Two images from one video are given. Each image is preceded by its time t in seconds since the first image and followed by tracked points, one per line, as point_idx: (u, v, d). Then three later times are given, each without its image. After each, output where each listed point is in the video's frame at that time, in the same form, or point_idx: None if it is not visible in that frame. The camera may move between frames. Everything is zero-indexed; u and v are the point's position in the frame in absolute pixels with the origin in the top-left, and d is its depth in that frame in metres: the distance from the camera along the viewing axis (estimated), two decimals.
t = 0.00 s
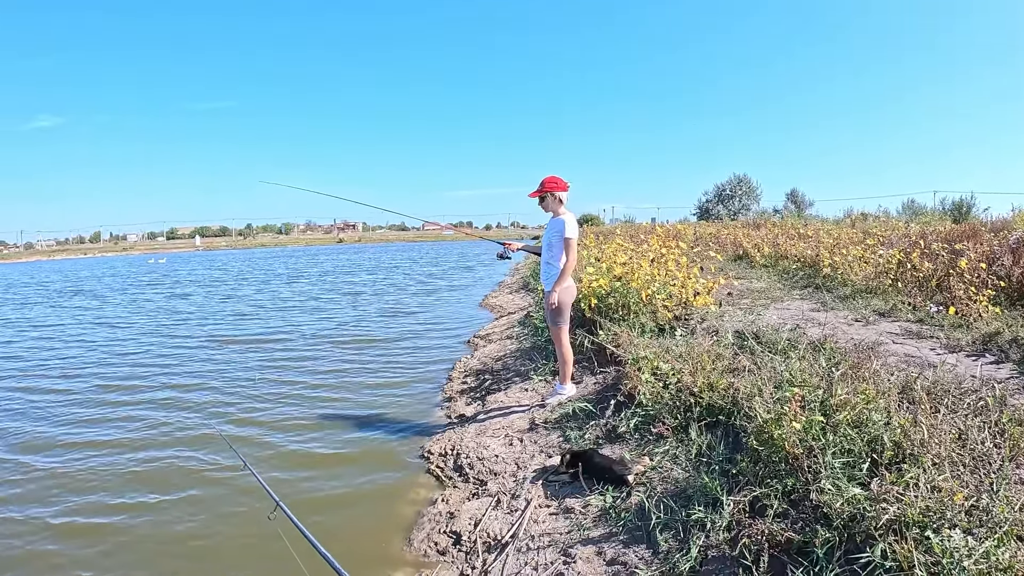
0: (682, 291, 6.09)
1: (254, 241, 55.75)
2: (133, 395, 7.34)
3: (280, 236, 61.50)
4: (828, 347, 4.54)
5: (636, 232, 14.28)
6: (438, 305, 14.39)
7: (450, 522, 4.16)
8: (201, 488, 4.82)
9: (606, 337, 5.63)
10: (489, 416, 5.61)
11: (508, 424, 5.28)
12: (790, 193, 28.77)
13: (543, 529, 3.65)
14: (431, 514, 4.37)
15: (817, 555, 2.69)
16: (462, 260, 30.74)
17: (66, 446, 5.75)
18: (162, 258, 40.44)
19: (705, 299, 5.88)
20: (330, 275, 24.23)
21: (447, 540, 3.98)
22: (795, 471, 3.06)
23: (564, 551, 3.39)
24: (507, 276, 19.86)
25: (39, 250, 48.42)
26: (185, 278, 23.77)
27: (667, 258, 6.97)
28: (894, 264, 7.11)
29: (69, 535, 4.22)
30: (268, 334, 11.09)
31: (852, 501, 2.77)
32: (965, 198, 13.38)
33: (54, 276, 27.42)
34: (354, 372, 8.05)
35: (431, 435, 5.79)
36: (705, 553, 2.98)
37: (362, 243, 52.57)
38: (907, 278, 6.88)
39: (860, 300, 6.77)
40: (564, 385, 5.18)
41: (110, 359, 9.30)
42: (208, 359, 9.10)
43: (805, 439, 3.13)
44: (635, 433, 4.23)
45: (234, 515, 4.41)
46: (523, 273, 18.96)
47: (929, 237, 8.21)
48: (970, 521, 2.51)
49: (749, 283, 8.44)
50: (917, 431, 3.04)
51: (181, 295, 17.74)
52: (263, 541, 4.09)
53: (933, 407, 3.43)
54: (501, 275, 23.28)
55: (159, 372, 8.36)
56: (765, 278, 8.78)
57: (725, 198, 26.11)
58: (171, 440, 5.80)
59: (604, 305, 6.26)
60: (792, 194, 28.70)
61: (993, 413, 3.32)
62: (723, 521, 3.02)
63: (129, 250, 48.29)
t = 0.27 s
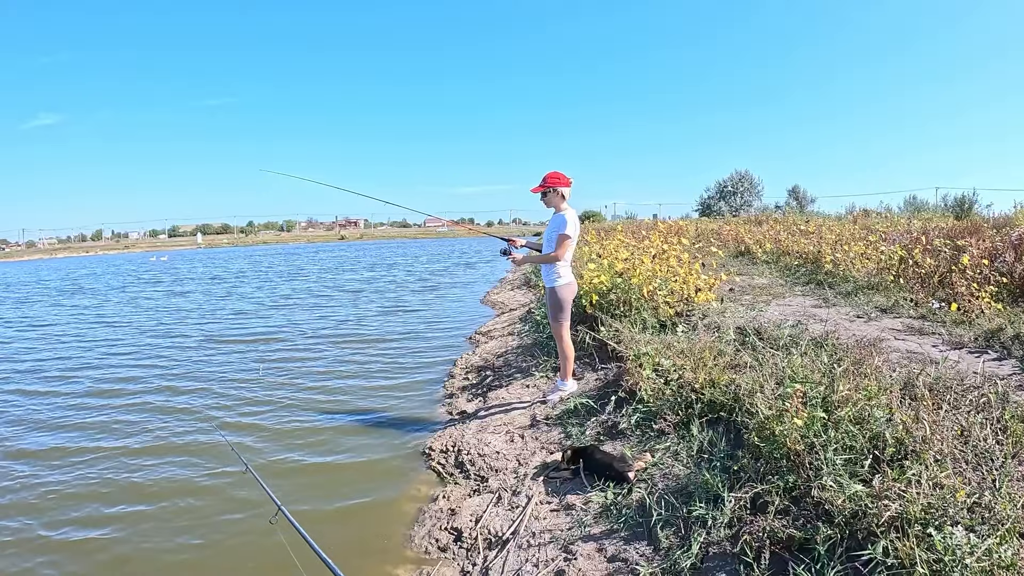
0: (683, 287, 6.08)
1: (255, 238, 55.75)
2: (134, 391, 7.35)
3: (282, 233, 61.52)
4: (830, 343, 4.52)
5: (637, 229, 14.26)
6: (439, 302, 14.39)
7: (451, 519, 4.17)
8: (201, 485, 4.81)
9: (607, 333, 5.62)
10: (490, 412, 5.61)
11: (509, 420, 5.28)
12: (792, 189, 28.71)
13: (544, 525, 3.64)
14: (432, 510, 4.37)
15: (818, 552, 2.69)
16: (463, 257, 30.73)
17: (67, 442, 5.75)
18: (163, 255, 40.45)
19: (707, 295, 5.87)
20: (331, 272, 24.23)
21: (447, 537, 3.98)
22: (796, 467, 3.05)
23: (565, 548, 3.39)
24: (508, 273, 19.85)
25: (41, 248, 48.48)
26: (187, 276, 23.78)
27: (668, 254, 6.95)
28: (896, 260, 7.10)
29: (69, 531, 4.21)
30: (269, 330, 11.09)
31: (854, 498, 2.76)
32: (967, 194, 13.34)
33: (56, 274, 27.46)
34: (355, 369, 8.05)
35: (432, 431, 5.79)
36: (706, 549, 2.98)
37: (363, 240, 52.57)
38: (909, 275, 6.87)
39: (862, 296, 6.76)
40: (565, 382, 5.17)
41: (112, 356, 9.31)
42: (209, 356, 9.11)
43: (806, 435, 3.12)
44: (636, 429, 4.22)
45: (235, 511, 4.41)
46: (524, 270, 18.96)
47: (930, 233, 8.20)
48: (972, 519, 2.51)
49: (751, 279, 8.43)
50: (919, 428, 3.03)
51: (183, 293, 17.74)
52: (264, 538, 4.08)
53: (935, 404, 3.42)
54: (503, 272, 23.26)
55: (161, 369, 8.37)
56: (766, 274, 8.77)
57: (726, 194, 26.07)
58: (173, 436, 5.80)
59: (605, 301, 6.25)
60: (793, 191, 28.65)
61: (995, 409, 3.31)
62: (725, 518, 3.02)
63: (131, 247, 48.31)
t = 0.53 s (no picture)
0: (685, 283, 6.06)
1: (257, 236, 55.78)
2: (136, 390, 7.36)
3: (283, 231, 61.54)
4: (833, 339, 4.51)
5: (639, 225, 14.22)
6: (441, 299, 14.38)
7: (452, 516, 4.16)
8: (204, 484, 4.82)
9: (609, 329, 5.61)
10: (491, 409, 5.61)
11: (511, 417, 5.27)
12: (794, 185, 28.64)
13: (546, 522, 3.64)
14: (433, 507, 4.37)
15: (821, 549, 2.68)
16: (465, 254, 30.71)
17: (70, 442, 5.77)
18: (165, 253, 40.48)
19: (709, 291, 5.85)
20: (333, 269, 24.25)
21: (449, 534, 3.98)
22: (799, 464, 3.04)
23: (567, 545, 3.38)
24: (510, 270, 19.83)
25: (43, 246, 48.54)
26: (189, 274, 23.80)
27: (670, 250, 6.93)
28: (899, 256, 7.07)
29: (73, 531, 4.23)
30: (271, 328, 11.10)
31: (858, 495, 2.75)
32: (970, 190, 13.28)
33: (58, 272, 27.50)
34: (357, 366, 8.05)
35: (433, 428, 5.79)
36: (708, 546, 2.97)
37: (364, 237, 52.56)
38: (912, 271, 6.84)
39: (864, 292, 6.74)
40: (567, 378, 5.16)
41: (114, 355, 9.33)
42: (211, 354, 9.12)
43: (809, 432, 3.11)
44: (639, 426, 4.21)
45: (237, 510, 4.42)
46: (526, 267, 18.93)
47: (934, 229, 8.17)
48: (977, 515, 2.49)
49: (753, 275, 8.41)
50: (923, 424, 3.01)
51: (185, 291, 17.76)
52: (266, 539, 4.08)
53: (939, 400, 3.41)
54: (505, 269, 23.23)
55: (163, 368, 8.38)
56: (768, 270, 8.74)
57: (728, 190, 26.01)
58: (175, 435, 5.81)
59: (607, 298, 6.24)
60: (795, 187, 28.59)
61: (999, 405, 3.29)
62: (727, 514, 3.01)
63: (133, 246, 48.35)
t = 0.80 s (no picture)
0: (687, 280, 6.05)
1: (260, 235, 55.82)
2: (139, 387, 7.37)
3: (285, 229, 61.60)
4: (836, 336, 4.50)
5: (640, 223, 14.20)
6: (443, 297, 14.37)
7: (455, 513, 4.16)
8: (206, 480, 4.83)
9: (611, 326, 5.60)
10: (494, 407, 5.60)
11: (513, 414, 5.26)
12: (796, 183, 28.60)
13: (548, 519, 3.64)
14: (436, 505, 4.37)
15: (825, 547, 2.67)
16: (467, 252, 30.71)
17: (72, 438, 5.78)
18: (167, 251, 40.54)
19: (712, 288, 5.83)
20: (335, 267, 24.28)
21: (451, 532, 3.98)
22: (801, 461, 3.04)
23: (569, 543, 3.38)
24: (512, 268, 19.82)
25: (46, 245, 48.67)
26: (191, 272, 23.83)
27: (672, 247, 6.92)
28: (901, 253, 7.05)
29: (76, 526, 4.23)
30: (273, 326, 11.11)
31: (861, 493, 2.74)
32: (972, 188, 13.24)
33: (60, 271, 27.54)
34: (359, 364, 8.05)
35: (436, 426, 5.78)
36: (711, 544, 2.96)
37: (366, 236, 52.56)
38: (915, 268, 6.82)
39: (867, 289, 6.72)
40: (569, 375, 5.16)
41: (117, 353, 9.34)
42: (214, 352, 9.13)
43: (812, 429, 3.11)
44: (641, 423, 4.21)
45: (240, 507, 4.42)
46: (527, 265, 18.93)
47: (936, 226, 8.14)
48: (980, 514, 2.48)
49: (755, 273, 8.39)
50: (926, 421, 3.00)
51: (187, 289, 17.78)
52: (268, 534, 4.08)
53: (942, 397, 3.40)
54: (507, 266, 23.22)
55: (165, 366, 8.39)
56: (771, 268, 8.72)
57: (730, 188, 25.97)
58: (177, 432, 5.82)
59: (609, 294, 6.22)
60: (797, 185, 28.56)
61: (1002, 403, 3.28)
62: (730, 512, 3.00)
63: (135, 245, 48.48)
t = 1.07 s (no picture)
0: (690, 277, 6.04)
1: (262, 232, 55.87)
2: (143, 386, 7.40)
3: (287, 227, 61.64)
4: (838, 334, 4.49)
5: (643, 219, 14.18)
6: (445, 294, 14.39)
7: (457, 511, 4.17)
8: (210, 480, 4.85)
9: (613, 324, 5.60)
10: (496, 404, 5.61)
11: (516, 412, 5.27)
12: (799, 180, 28.52)
13: (550, 517, 3.65)
14: (438, 502, 4.38)
15: (827, 545, 2.67)
16: (470, 249, 30.73)
17: (77, 438, 5.81)
18: (171, 249, 40.65)
19: (714, 286, 5.83)
20: (338, 265, 24.31)
21: (453, 529, 4.00)
22: (804, 460, 3.04)
23: (572, 540, 3.38)
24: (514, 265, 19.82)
25: (50, 244, 48.80)
26: (194, 270, 23.88)
27: (675, 244, 6.91)
28: (904, 251, 7.03)
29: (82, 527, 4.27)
30: (276, 325, 11.13)
31: (863, 491, 2.74)
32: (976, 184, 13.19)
33: (63, 269, 27.61)
34: (362, 362, 8.07)
35: (439, 423, 5.80)
36: (713, 542, 2.97)
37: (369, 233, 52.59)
38: (918, 265, 6.81)
39: (870, 287, 6.71)
40: (571, 373, 5.16)
41: (121, 352, 9.38)
42: (217, 350, 9.15)
43: (814, 427, 3.11)
44: (643, 421, 4.21)
45: (244, 509, 4.44)
46: (530, 262, 18.93)
47: (940, 224, 8.12)
48: (983, 513, 2.48)
49: (758, 270, 8.38)
50: (929, 420, 3.00)
51: (190, 287, 17.82)
52: (273, 536, 4.11)
53: (945, 395, 3.39)
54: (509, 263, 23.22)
55: (169, 364, 8.42)
56: (773, 265, 8.71)
57: (733, 184, 25.91)
58: (181, 431, 5.84)
59: (612, 292, 6.23)
60: (800, 181, 28.49)
61: (1005, 401, 3.27)
62: (732, 511, 3.01)
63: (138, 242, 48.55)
